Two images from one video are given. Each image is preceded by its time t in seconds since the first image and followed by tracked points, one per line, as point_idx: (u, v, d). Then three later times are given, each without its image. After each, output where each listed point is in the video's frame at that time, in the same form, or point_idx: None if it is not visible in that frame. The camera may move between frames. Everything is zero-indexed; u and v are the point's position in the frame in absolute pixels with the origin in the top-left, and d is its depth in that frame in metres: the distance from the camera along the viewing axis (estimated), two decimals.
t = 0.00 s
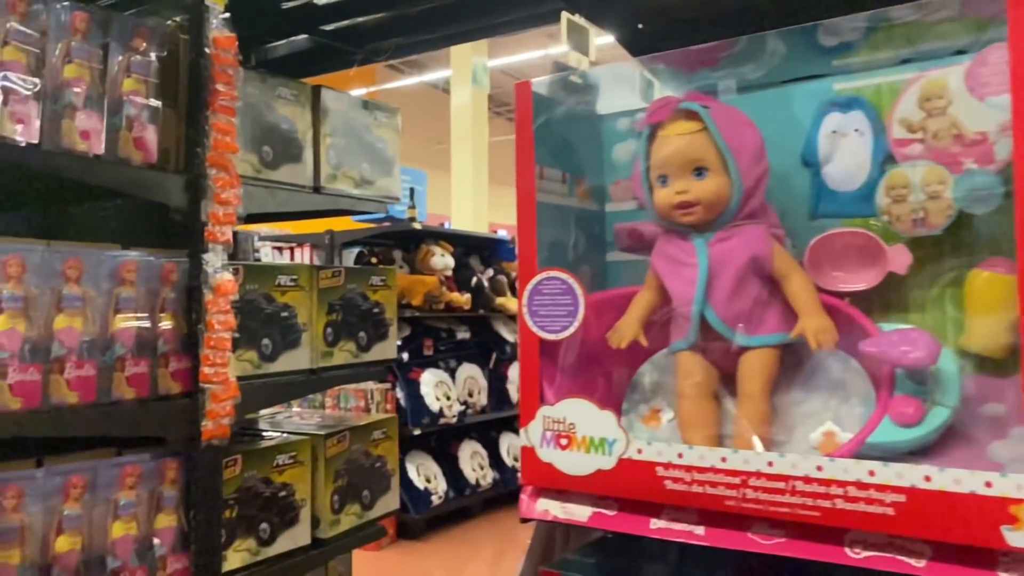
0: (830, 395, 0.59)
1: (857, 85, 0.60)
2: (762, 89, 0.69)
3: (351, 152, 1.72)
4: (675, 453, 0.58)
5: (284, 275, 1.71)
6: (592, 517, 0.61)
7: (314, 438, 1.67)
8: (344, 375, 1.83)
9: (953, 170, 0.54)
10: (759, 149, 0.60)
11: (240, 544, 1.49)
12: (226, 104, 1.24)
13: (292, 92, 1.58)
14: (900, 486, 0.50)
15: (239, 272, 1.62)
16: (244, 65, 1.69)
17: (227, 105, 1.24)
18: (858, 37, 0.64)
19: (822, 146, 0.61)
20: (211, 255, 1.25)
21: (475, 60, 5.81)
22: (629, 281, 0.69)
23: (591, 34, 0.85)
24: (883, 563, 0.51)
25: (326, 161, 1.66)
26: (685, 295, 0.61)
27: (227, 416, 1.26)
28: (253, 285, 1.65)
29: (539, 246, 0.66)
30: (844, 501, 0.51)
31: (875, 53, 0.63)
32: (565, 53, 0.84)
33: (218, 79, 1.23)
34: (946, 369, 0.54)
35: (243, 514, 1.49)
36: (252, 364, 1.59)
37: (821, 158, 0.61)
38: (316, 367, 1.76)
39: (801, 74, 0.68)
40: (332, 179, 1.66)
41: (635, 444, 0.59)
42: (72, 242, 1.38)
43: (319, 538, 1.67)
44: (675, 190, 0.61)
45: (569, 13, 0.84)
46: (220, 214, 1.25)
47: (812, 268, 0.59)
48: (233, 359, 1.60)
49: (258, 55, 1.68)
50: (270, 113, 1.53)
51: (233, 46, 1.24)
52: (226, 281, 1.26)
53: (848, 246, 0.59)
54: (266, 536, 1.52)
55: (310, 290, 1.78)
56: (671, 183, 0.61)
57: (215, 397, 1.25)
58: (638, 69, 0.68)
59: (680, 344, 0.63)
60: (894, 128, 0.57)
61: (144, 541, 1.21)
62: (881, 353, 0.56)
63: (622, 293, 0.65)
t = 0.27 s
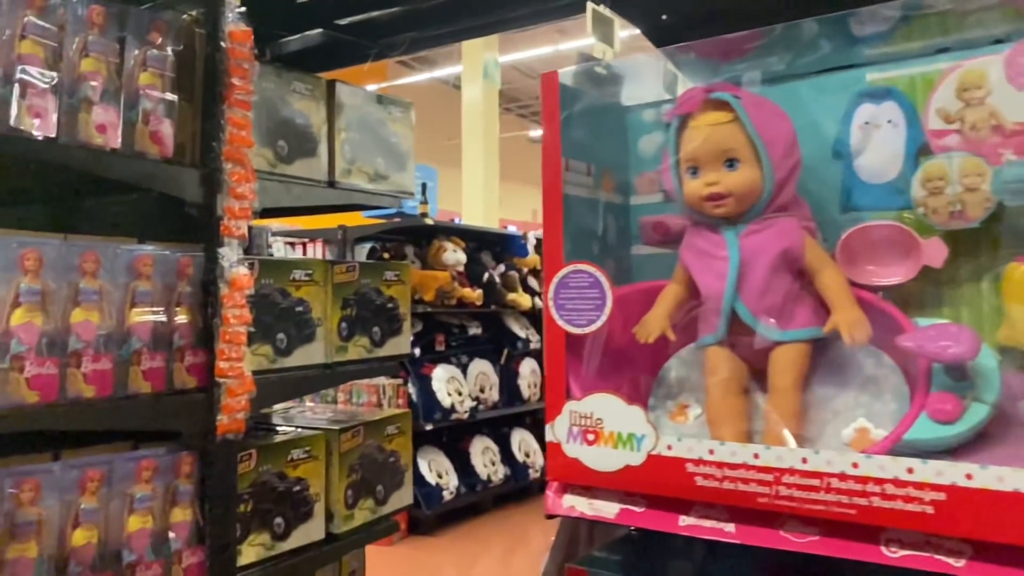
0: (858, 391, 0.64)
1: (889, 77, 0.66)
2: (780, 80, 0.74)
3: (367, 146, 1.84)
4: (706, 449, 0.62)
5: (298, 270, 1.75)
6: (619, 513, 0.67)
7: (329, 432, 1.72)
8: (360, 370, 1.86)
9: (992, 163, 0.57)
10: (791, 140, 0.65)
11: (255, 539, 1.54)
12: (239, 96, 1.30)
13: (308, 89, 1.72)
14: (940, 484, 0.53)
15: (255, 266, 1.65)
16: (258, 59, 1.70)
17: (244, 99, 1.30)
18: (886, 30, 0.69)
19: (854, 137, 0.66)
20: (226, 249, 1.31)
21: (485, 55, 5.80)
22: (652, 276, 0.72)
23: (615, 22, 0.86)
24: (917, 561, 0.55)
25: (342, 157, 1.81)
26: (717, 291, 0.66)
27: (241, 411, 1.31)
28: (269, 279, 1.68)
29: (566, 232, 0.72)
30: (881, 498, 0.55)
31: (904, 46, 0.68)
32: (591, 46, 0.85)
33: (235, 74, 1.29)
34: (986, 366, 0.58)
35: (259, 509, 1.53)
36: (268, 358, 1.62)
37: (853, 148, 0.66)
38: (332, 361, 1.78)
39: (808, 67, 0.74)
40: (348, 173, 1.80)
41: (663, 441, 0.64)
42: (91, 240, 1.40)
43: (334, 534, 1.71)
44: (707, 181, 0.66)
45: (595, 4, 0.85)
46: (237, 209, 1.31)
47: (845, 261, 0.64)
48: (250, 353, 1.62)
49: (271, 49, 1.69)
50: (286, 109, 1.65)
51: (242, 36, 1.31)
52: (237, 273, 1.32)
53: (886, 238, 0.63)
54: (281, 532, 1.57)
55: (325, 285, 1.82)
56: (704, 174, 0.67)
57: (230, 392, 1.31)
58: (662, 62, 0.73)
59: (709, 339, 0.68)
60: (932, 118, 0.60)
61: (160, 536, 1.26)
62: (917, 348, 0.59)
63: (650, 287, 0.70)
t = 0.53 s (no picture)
0: (890, 389, 0.68)
1: (922, 70, 0.70)
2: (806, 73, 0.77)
3: (377, 144, 1.93)
4: (735, 448, 0.67)
5: (311, 267, 1.76)
6: (646, 512, 0.71)
7: (339, 431, 1.82)
8: (370, 367, 1.87)
9: None
10: (822, 135, 0.70)
11: (268, 535, 1.64)
12: (254, 94, 1.58)
13: (320, 86, 1.79)
14: (977, 484, 0.57)
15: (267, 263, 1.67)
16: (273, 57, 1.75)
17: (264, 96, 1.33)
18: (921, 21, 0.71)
19: (885, 132, 0.69)
20: (239, 246, 1.56)
21: (492, 53, 5.79)
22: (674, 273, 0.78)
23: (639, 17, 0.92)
24: (952, 563, 0.59)
25: (354, 153, 1.87)
26: (748, 288, 0.71)
27: (252, 407, 1.55)
28: (281, 277, 1.71)
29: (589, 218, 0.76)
30: (916, 500, 0.59)
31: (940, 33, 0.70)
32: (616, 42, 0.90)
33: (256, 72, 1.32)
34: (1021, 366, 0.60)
35: (270, 506, 1.63)
36: (281, 355, 1.66)
37: (885, 143, 0.69)
38: (344, 359, 1.82)
39: (831, 63, 0.77)
40: (359, 170, 1.87)
41: (690, 439, 0.68)
42: (104, 238, 1.41)
43: (346, 530, 1.83)
44: (738, 176, 0.70)
45: None
46: (249, 206, 1.57)
47: (876, 257, 0.68)
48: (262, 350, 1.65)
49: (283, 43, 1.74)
50: (299, 107, 1.73)
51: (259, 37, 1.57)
52: (254, 274, 1.57)
53: (922, 233, 0.67)
54: (293, 528, 1.68)
55: (337, 282, 1.83)
56: (735, 170, 0.71)
57: (244, 388, 1.55)
58: (685, 55, 0.79)
59: (738, 337, 0.73)
60: (966, 111, 0.63)
61: (174, 532, 1.46)
62: (956, 346, 0.63)
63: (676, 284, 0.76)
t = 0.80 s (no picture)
0: (918, 386, 0.70)
1: (950, 61, 0.70)
2: (830, 66, 0.77)
3: (388, 141, 1.93)
4: (764, 447, 0.70)
5: (322, 264, 1.76)
6: (671, 512, 0.75)
7: (351, 428, 1.82)
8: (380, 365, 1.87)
9: None
10: (852, 127, 0.73)
11: (278, 532, 1.64)
12: (264, 91, 1.57)
13: (331, 83, 1.78)
14: (1013, 484, 0.60)
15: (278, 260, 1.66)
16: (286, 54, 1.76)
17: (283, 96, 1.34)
18: (956, 10, 0.71)
19: (914, 124, 0.71)
20: (251, 243, 1.56)
21: (498, 50, 5.78)
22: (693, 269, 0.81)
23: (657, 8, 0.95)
24: (986, 563, 0.62)
25: (364, 150, 1.86)
26: (776, 285, 0.74)
27: (264, 404, 1.54)
28: (292, 274, 1.70)
29: (615, 210, 0.80)
30: (952, 499, 0.62)
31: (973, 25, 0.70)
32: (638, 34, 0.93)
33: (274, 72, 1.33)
34: None
35: (281, 503, 1.63)
36: (292, 353, 1.66)
37: (915, 136, 0.71)
38: (355, 356, 1.82)
39: (853, 56, 0.76)
40: (369, 167, 1.86)
41: (715, 437, 0.73)
42: (116, 235, 1.41)
43: (356, 528, 1.82)
44: (767, 169, 0.74)
45: None
46: (260, 203, 1.57)
47: (906, 253, 0.71)
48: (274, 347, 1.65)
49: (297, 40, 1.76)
50: (309, 103, 1.72)
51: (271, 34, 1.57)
52: (265, 271, 1.56)
53: (952, 227, 0.69)
54: (304, 525, 1.68)
55: (348, 280, 1.83)
56: (764, 163, 0.74)
57: (256, 384, 1.54)
58: (707, 48, 0.80)
59: (765, 333, 0.76)
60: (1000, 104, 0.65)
61: (186, 529, 1.46)
62: (992, 341, 0.65)
63: (700, 279, 0.78)
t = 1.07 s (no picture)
0: (948, 381, 0.70)
1: (981, 49, 0.69)
2: (850, 57, 0.75)
3: (398, 135, 1.92)
4: (793, 442, 0.70)
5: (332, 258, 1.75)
6: (696, 507, 0.75)
7: (361, 423, 1.82)
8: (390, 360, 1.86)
9: None
10: (884, 117, 0.73)
11: (288, 527, 1.64)
12: (275, 84, 1.57)
13: (341, 77, 1.78)
14: None
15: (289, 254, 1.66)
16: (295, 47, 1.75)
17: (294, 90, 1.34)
18: None
19: (944, 115, 0.70)
20: (260, 238, 1.56)
21: (505, 45, 5.76)
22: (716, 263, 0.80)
23: None
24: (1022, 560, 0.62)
25: (374, 145, 1.86)
26: (805, 276, 0.74)
27: (274, 400, 1.55)
28: (303, 268, 1.70)
29: (638, 201, 0.79)
30: (989, 495, 0.61)
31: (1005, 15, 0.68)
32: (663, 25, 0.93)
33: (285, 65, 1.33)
34: None
35: (291, 498, 1.63)
36: (302, 348, 1.66)
37: (945, 127, 0.70)
38: (364, 352, 1.82)
39: (875, 47, 0.74)
40: (378, 161, 1.86)
41: (742, 432, 0.72)
42: (126, 229, 1.40)
43: (366, 523, 1.82)
44: (795, 159, 0.74)
45: None
46: (270, 197, 1.58)
47: (938, 245, 0.70)
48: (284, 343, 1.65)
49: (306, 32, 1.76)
50: (319, 97, 1.72)
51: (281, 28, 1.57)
52: (275, 265, 1.56)
53: (985, 218, 0.68)
54: (314, 520, 1.68)
55: (358, 274, 1.83)
56: (792, 153, 0.74)
57: (266, 379, 1.55)
58: (726, 40, 0.80)
59: (790, 327, 0.76)
60: None
61: (197, 524, 1.46)
62: None
63: (726, 272, 0.78)
